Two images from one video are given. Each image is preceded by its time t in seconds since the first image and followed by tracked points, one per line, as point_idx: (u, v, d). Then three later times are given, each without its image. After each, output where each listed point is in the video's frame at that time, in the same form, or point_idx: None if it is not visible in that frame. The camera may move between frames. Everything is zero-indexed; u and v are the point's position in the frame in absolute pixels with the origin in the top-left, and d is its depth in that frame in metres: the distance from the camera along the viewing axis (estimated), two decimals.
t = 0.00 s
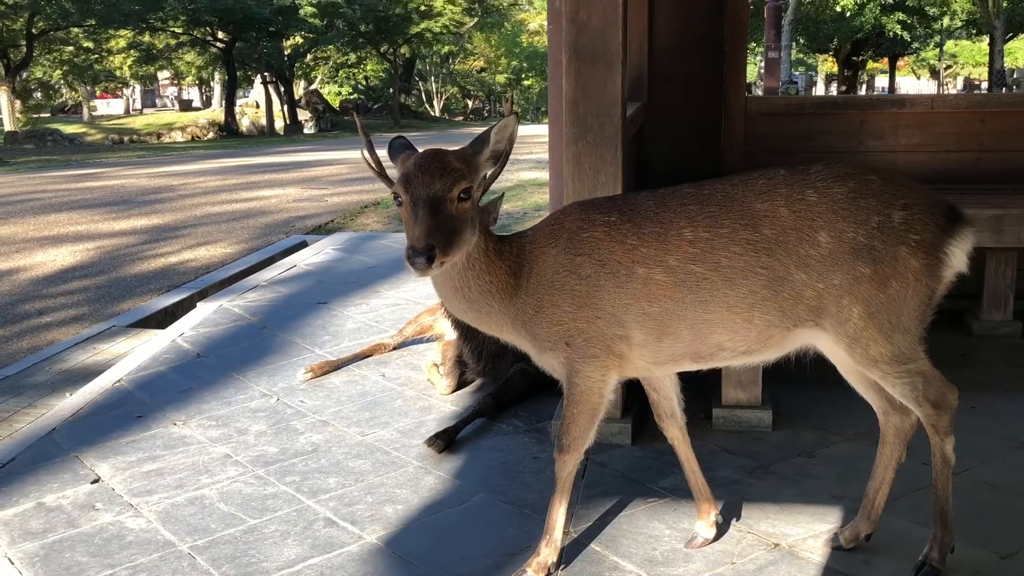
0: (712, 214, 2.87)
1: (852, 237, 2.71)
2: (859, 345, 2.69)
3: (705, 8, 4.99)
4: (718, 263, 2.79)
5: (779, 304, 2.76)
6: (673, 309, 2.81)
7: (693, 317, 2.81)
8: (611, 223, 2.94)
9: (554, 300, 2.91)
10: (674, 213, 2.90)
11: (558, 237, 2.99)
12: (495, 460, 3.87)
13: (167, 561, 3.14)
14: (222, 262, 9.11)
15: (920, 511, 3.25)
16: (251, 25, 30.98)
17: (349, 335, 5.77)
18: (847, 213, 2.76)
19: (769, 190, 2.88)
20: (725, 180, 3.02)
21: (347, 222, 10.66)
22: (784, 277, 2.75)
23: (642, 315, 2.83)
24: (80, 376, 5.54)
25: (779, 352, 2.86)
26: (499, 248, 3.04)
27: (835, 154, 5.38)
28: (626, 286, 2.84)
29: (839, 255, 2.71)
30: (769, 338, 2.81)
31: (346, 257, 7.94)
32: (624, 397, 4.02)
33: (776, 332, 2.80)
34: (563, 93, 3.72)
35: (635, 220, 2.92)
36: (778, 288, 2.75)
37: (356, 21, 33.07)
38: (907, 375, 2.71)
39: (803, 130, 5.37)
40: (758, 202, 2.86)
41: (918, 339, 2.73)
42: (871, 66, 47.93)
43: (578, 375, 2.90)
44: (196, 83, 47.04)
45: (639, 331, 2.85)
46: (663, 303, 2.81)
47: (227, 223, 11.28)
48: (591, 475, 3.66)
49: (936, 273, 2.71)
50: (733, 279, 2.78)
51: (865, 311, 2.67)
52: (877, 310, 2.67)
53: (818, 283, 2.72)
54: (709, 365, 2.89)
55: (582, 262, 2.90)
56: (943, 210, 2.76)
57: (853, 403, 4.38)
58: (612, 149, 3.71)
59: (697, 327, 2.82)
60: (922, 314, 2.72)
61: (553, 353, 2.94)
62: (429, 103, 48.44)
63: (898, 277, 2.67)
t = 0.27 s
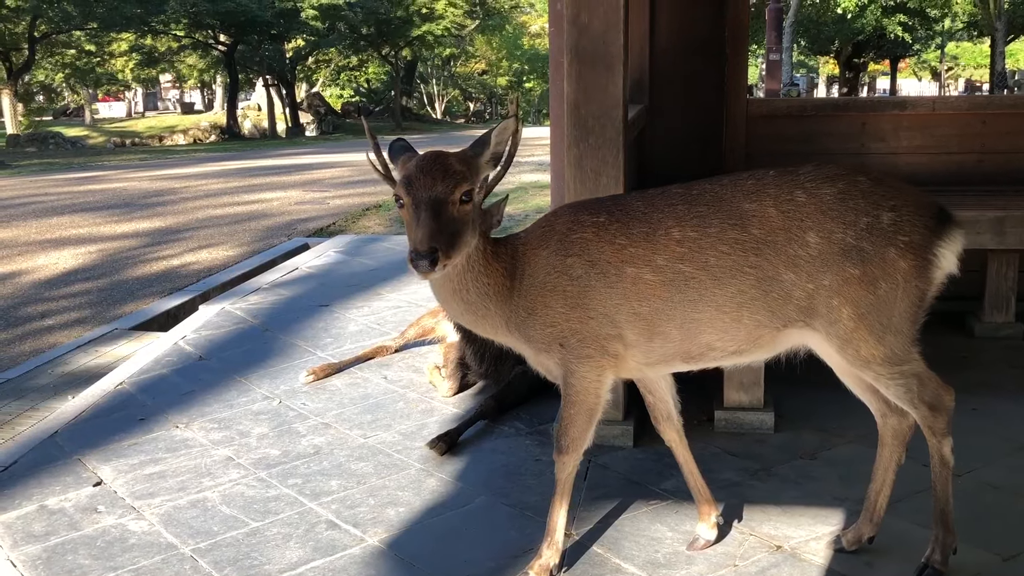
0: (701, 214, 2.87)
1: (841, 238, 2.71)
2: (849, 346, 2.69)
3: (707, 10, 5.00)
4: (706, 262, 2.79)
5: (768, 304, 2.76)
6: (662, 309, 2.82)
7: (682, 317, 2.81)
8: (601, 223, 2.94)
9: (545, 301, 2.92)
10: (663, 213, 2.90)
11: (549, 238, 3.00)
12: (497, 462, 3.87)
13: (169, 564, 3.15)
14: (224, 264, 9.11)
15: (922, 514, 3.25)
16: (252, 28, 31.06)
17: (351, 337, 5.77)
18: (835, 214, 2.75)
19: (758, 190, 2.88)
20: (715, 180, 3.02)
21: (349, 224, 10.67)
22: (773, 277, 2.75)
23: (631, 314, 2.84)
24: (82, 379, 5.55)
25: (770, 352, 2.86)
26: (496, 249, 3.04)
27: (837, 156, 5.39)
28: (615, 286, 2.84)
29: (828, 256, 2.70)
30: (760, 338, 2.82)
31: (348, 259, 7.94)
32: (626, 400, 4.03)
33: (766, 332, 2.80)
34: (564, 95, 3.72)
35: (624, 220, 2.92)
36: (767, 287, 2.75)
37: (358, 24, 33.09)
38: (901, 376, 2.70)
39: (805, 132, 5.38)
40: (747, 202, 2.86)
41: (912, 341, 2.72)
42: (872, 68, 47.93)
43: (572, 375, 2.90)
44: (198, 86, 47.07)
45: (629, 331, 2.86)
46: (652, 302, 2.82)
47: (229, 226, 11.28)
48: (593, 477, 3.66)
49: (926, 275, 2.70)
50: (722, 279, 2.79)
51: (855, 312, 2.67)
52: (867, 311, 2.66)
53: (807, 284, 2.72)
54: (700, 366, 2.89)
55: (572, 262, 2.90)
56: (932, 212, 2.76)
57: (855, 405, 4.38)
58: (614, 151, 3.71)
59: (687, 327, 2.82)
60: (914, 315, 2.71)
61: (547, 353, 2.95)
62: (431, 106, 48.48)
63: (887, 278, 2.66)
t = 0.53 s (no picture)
0: (688, 214, 2.86)
1: (829, 239, 2.71)
2: (839, 346, 2.70)
3: (709, 13, 5.00)
4: (694, 262, 2.79)
5: (756, 304, 2.76)
6: (650, 309, 2.81)
7: (670, 317, 2.81)
8: (587, 223, 2.92)
9: (532, 301, 2.90)
10: (650, 212, 2.88)
11: (535, 239, 2.98)
12: (500, 464, 3.87)
13: (172, 566, 3.15)
14: (226, 267, 9.12)
15: (925, 515, 3.25)
16: (254, 31, 31.13)
17: (354, 340, 5.77)
18: (823, 215, 2.75)
19: (745, 190, 2.86)
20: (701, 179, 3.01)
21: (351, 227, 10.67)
22: (761, 278, 2.75)
23: (620, 314, 2.83)
24: (85, 382, 5.55)
25: (756, 352, 2.87)
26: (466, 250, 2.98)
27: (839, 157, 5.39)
28: (603, 286, 2.83)
29: (816, 257, 2.71)
30: (747, 338, 2.82)
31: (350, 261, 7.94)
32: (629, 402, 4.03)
33: (754, 332, 2.80)
34: (566, 98, 3.72)
35: (611, 220, 2.91)
36: (755, 287, 2.75)
37: (359, 26, 33.10)
38: (894, 377, 2.71)
39: (806, 133, 5.39)
40: (735, 202, 2.84)
41: (903, 341, 2.72)
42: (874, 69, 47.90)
43: (564, 375, 2.90)
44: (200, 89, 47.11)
45: (618, 331, 2.86)
46: (641, 302, 2.81)
47: (231, 228, 11.29)
48: (596, 479, 3.66)
49: (914, 276, 2.71)
50: (710, 279, 2.78)
51: (844, 313, 2.68)
52: (855, 312, 2.67)
53: (796, 284, 2.72)
54: (689, 366, 2.90)
55: (559, 262, 2.88)
56: (919, 213, 2.77)
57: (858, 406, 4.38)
58: (616, 153, 3.71)
59: (675, 327, 2.82)
60: (904, 316, 2.72)
61: (536, 354, 2.94)
62: (432, 108, 48.50)
63: (876, 278, 2.67)
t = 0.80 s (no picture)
0: (672, 216, 2.85)
1: (814, 240, 2.71)
2: (826, 347, 2.70)
3: (712, 16, 4.99)
4: (680, 263, 2.78)
5: (743, 305, 2.76)
6: (635, 310, 2.81)
7: (656, 318, 2.81)
8: (571, 225, 2.90)
9: (515, 304, 2.88)
10: (633, 214, 2.87)
11: (517, 242, 2.96)
12: (503, 468, 3.87)
13: (176, 570, 3.15)
14: (231, 270, 9.12)
15: (930, 519, 3.24)
16: (258, 34, 31.21)
17: (357, 343, 5.78)
18: (806, 216, 2.75)
19: (729, 192, 2.85)
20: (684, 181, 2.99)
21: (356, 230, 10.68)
22: (746, 279, 2.74)
23: (606, 316, 2.82)
24: (89, 385, 5.56)
25: (742, 354, 2.88)
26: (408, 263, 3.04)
27: (843, 160, 5.39)
28: (589, 287, 2.82)
29: (801, 258, 2.70)
30: (732, 340, 2.83)
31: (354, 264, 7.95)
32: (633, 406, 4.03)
33: (740, 334, 2.81)
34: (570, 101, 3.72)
35: (594, 222, 2.89)
36: (741, 288, 2.75)
37: (363, 30, 33.12)
38: (884, 375, 2.71)
39: (809, 136, 5.40)
40: (719, 203, 2.83)
41: (891, 339, 2.72)
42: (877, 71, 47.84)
43: (553, 377, 2.89)
44: (203, 92, 47.16)
45: (604, 334, 2.85)
46: (626, 303, 2.80)
47: (236, 232, 11.30)
48: (600, 482, 3.66)
49: (899, 275, 2.71)
50: (695, 280, 2.78)
51: (830, 313, 2.68)
52: (842, 312, 2.67)
53: (781, 285, 2.72)
54: (675, 367, 2.90)
55: (542, 264, 2.86)
56: (902, 212, 2.76)
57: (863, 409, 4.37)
58: (620, 156, 3.70)
59: (661, 328, 2.82)
60: (891, 315, 2.72)
61: (522, 358, 2.93)
62: (436, 111, 48.52)
63: (861, 279, 2.67)
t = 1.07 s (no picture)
0: (648, 221, 2.84)
1: (788, 248, 2.72)
2: (799, 352, 2.71)
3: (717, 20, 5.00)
4: (657, 266, 2.78)
5: (719, 309, 2.77)
6: (611, 313, 2.80)
7: (632, 322, 2.81)
8: (548, 229, 2.89)
9: (491, 308, 2.88)
10: (610, 219, 2.87)
11: (493, 249, 2.95)
12: (510, 472, 3.87)
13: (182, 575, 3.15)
14: (237, 275, 9.13)
15: (936, 522, 3.23)
16: (263, 39, 31.30)
17: (363, 347, 5.78)
18: (781, 224, 2.76)
19: (704, 199, 2.85)
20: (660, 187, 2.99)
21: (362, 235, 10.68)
22: (721, 284, 2.75)
23: (582, 319, 2.81)
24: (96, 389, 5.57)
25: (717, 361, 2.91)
26: (368, 284, 3.14)
27: (849, 163, 5.40)
28: (565, 290, 2.80)
29: (776, 265, 2.71)
30: (708, 347, 2.85)
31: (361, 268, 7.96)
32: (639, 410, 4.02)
33: (715, 339, 2.81)
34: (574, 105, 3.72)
35: (571, 226, 2.88)
36: (716, 293, 2.76)
37: (369, 35, 33.16)
38: (856, 377, 2.74)
39: (814, 140, 5.39)
40: (696, 210, 2.83)
41: (862, 341, 2.75)
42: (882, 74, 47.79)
43: (536, 379, 2.88)
44: (208, 97, 47.21)
45: (581, 338, 2.84)
46: (603, 306, 2.80)
47: (242, 236, 11.31)
48: (607, 486, 3.66)
49: (871, 281, 2.73)
50: (671, 283, 2.78)
51: (803, 320, 2.69)
52: (814, 318, 2.69)
53: (755, 291, 2.73)
54: (649, 372, 2.91)
55: (518, 269, 2.85)
56: (875, 218, 2.77)
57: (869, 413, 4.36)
58: (625, 160, 3.70)
59: (637, 332, 2.82)
60: (863, 320, 2.74)
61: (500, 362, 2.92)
62: (441, 115, 48.55)
63: (833, 285, 2.69)
